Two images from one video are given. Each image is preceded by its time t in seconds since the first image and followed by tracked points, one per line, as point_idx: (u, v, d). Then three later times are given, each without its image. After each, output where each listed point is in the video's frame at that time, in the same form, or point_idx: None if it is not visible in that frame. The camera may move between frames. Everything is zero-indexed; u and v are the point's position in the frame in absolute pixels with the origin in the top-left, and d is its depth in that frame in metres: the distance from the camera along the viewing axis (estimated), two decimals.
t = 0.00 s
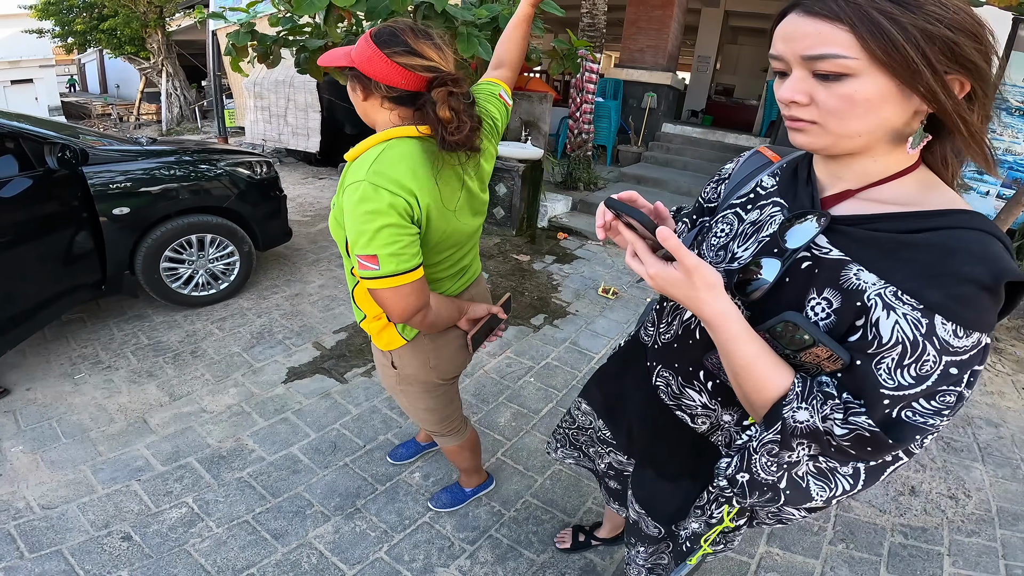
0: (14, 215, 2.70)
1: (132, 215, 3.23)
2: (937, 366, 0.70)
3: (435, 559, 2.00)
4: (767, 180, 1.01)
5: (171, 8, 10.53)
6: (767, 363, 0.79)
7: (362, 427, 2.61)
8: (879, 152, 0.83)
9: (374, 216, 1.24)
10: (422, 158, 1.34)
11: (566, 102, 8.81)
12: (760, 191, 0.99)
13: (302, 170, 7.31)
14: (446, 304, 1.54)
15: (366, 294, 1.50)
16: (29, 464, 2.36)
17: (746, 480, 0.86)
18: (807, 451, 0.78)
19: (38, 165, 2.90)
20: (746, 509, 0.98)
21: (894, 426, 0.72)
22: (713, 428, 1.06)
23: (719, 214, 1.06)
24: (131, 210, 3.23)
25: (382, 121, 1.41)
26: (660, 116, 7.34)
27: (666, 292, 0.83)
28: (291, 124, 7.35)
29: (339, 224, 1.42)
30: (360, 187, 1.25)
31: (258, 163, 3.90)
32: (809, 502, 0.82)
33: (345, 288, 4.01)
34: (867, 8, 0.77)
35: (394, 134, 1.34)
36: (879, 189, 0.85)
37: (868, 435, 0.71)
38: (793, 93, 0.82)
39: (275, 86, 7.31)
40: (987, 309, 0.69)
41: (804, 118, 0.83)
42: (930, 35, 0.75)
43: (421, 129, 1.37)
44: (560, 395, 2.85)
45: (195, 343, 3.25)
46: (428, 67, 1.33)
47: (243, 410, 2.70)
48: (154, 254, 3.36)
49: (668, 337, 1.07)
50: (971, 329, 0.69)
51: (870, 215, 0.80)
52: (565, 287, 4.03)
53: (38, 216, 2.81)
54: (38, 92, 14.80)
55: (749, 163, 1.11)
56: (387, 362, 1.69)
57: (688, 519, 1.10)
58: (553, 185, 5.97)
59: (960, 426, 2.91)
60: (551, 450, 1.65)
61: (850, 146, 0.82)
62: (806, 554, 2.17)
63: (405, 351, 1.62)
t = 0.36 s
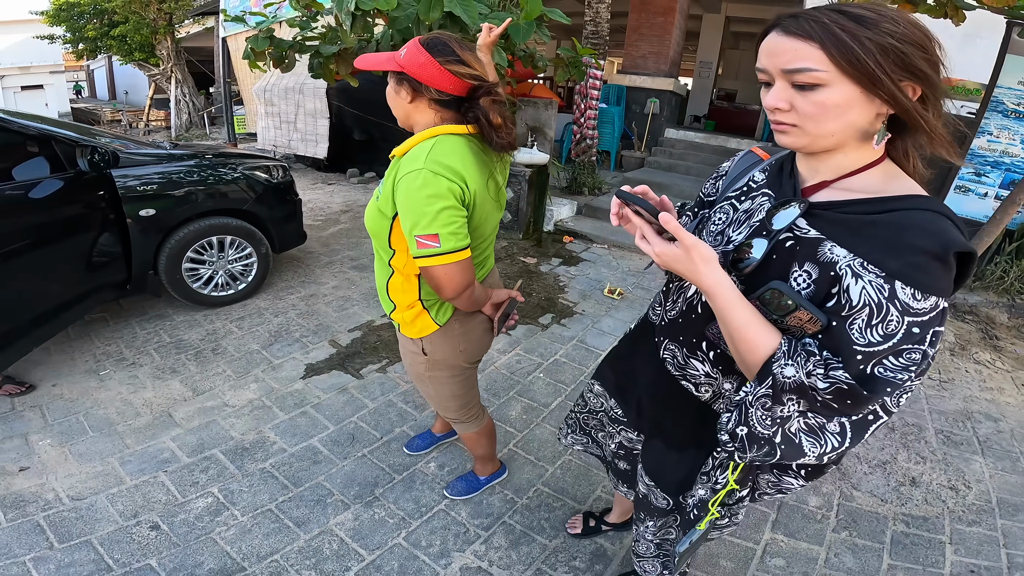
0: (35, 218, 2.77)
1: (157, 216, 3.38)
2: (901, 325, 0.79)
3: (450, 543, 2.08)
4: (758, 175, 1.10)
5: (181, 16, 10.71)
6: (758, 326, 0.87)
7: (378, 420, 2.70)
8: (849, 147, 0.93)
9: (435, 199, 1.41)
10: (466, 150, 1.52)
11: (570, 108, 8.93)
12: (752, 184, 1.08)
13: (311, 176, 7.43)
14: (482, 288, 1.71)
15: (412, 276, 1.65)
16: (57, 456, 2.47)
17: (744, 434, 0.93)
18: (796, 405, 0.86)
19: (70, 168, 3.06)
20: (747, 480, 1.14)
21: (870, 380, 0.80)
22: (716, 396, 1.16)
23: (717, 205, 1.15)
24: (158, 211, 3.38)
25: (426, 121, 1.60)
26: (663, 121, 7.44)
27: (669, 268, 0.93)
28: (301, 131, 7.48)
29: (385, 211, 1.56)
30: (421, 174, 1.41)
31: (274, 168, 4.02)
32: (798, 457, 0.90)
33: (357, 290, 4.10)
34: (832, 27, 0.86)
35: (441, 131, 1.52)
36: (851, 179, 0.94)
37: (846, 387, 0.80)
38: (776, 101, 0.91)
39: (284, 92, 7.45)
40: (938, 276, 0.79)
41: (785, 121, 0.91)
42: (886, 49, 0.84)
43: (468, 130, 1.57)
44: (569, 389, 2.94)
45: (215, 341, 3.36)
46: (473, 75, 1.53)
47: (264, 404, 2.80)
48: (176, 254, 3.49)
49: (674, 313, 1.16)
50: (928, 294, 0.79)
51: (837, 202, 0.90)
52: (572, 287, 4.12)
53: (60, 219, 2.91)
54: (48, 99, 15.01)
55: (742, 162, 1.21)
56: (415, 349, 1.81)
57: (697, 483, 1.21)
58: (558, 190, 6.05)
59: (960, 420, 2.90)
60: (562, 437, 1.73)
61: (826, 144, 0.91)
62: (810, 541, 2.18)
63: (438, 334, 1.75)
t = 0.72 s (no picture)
0: (45, 218, 2.85)
1: (167, 216, 3.47)
2: (858, 306, 0.88)
3: (454, 530, 2.16)
4: (740, 177, 1.20)
5: (184, 17, 10.78)
6: (735, 308, 0.96)
7: (384, 413, 2.78)
8: (814, 150, 1.04)
9: (477, 187, 1.61)
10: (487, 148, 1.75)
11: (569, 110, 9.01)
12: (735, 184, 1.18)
13: (313, 176, 7.51)
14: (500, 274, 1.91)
15: (439, 264, 1.80)
16: (72, 449, 2.55)
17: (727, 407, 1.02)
18: (771, 380, 0.95)
19: (87, 168, 3.17)
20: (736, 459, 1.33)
21: (833, 356, 0.89)
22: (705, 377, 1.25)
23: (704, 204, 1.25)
24: (170, 210, 3.47)
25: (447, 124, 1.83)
26: (661, 123, 7.53)
27: (657, 260, 1.03)
28: (304, 132, 7.56)
29: (416, 203, 1.70)
30: (462, 166, 1.61)
31: (281, 169, 4.11)
32: (774, 429, 0.99)
33: (361, 288, 4.18)
34: (796, 46, 0.98)
35: (466, 130, 1.74)
36: (817, 179, 1.05)
37: (812, 360, 0.89)
38: (751, 112, 1.04)
39: (288, 94, 7.53)
40: (889, 263, 0.88)
41: (759, 130, 1.04)
42: (841, 64, 0.96)
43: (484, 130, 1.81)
44: (569, 384, 3.03)
45: (224, 337, 3.45)
46: (494, 89, 1.79)
47: (273, 398, 2.89)
48: (187, 253, 3.57)
49: (665, 301, 1.26)
50: (882, 279, 0.89)
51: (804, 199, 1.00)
52: (572, 286, 4.20)
53: (72, 219, 2.99)
54: (48, 99, 15.09)
55: (725, 165, 1.31)
56: (433, 339, 1.91)
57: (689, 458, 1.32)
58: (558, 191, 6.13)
59: (949, 416, 2.96)
60: (562, 428, 1.81)
61: (792, 148, 1.03)
62: (802, 530, 2.24)
63: (459, 321, 1.89)
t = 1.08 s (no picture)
0: (45, 218, 2.85)
1: (167, 216, 3.47)
2: (854, 304, 0.89)
3: (453, 529, 2.17)
4: (738, 178, 1.21)
5: (183, 18, 10.79)
6: (732, 306, 0.97)
7: (384, 413, 2.79)
8: (812, 152, 1.06)
9: (472, 178, 1.63)
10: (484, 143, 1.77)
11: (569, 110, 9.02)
12: (733, 185, 1.20)
13: (312, 177, 7.52)
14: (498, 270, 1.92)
15: (437, 262, 1.81)
16: (72, 448, 2.56)
17: (724, 405, 1.03)
18: (768, 377, 0.96)
19: (88, 168, 3.17)
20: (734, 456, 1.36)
21: (829, 353, 0.90)
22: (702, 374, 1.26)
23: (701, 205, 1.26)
24: (169, 211, 3.48)
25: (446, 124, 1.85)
26: (660, 124, 7.54)
27: (655, 260, 1.03)
28: (303, 132, 7.57)
29: (414, 199, 1.72)
30: (458, 159, 1.63)
31: (281, 169, 4.12)
32: (773, 427, 1.00)
33: (361, 288, 4.19)
34: (794, 49, 0.99)
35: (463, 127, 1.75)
36: (813, 180, 1.07)
37: (809, 358, 0.90)
38: (749, 113, 1.05)
39: (287, 95, 7.54)
40: (885, 261, 0.89)
41: (757, 132, 1.05)
42: (838, 67, 0.97)
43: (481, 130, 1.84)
44: (568, 384, 3.04)
45: (224, 337, 3.45)
46: (501, 104, 1.80)
47: (273, 398, 2.90)
48: (187, 253, 3.58)
49: (664, 300, 1.27)
50: (877, 278, 0.90)
51: (800, 199, 1.01)
52: (571, 287, 4.21)
53: (70, 219, 2.99)
54: (48, 99, 15.09)
55: (723, 166, 1.32)
56: (434, 338, 1.92)
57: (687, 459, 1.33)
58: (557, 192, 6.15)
59: (946, 416, 2.97)
60: (558, 428, 1.81)
61: (789, 150, 1.05)
62: (800, 530, 2.25)
63: (460, 320, 1.90)
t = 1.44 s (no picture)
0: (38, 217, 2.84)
1: (161, 216, 3.45)
2: (846, 300, 0.87)
3: (444, 531, 2.14)
4: (728, 174, 1.19)
5: (182, 18, 10.78)
6: (722, 303, 0.94)
7: (377, 413, 2.76)
8: (801, 146, 1.04)
9: (470, 179, 1.61)
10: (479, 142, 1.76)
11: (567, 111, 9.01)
12: (723, 181, 1.17)
13: (309, 177, 7.51)
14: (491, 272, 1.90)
15: (428, 262, 1.79)
16: (62, 448, 2.53)
17: (715, 405, 1.00)
18: (759, 376, 0.93)
19: (80, 167, 3.14)
20: (726, 457, 1.33)
21: (821, 350, 0.88)
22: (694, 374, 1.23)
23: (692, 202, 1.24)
24: (163, 210, 3.46)
25: (439, 123, 1.83)
26: (659, 125, 7.53)
27: (644, 257, 1.01)
28: (300, 132, 7.55)
29: (408, 198, 1.69)
30: (456, 159, 1.61)
31: (276, 169, 4.10)
32: (765, 427, 0.97)
33: (356, 289, 4.17)
34: (782, 41, 0.97)
35: (458, 126, 1.73)
36: (803, 175, 1.05)
37: (800, 356, 0.87)
38: (739, 107, 1.03)
39: (285, 95, 7.53)
40: (877, 256, 0.87)
41: (746, 126, 1.03)
42: (827, 61, 0.95)
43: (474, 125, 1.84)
44: (562, 384, 3.01)
45: (217, 337, 3.43)
46: (489, 91, 1.79)
47: (265, 398, 2.87)
48: (180, 253, 3.56)
49: (655, 298, 1.24)
50: (870, 273, 0.87)
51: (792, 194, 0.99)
52: (567, 287, 4.19)
53: (63, 217, 2.97)
54: (47, 99, 15.10)
55: (714, 163, 1.30)
56: (425, 338, 1.89)
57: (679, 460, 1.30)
58: (555, 193, 6.13)
59: (944, 417, 2.95)
60: (551, 429, 1.79)
61: (779, 144, 1.02)
62: (795, 532, 2.22)
63: (453, 319, 1.88)
